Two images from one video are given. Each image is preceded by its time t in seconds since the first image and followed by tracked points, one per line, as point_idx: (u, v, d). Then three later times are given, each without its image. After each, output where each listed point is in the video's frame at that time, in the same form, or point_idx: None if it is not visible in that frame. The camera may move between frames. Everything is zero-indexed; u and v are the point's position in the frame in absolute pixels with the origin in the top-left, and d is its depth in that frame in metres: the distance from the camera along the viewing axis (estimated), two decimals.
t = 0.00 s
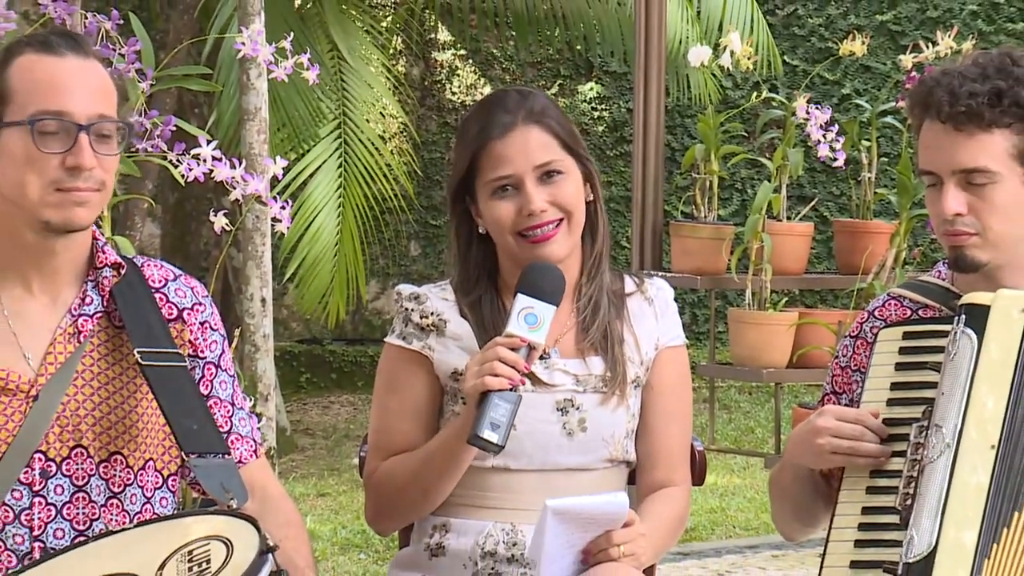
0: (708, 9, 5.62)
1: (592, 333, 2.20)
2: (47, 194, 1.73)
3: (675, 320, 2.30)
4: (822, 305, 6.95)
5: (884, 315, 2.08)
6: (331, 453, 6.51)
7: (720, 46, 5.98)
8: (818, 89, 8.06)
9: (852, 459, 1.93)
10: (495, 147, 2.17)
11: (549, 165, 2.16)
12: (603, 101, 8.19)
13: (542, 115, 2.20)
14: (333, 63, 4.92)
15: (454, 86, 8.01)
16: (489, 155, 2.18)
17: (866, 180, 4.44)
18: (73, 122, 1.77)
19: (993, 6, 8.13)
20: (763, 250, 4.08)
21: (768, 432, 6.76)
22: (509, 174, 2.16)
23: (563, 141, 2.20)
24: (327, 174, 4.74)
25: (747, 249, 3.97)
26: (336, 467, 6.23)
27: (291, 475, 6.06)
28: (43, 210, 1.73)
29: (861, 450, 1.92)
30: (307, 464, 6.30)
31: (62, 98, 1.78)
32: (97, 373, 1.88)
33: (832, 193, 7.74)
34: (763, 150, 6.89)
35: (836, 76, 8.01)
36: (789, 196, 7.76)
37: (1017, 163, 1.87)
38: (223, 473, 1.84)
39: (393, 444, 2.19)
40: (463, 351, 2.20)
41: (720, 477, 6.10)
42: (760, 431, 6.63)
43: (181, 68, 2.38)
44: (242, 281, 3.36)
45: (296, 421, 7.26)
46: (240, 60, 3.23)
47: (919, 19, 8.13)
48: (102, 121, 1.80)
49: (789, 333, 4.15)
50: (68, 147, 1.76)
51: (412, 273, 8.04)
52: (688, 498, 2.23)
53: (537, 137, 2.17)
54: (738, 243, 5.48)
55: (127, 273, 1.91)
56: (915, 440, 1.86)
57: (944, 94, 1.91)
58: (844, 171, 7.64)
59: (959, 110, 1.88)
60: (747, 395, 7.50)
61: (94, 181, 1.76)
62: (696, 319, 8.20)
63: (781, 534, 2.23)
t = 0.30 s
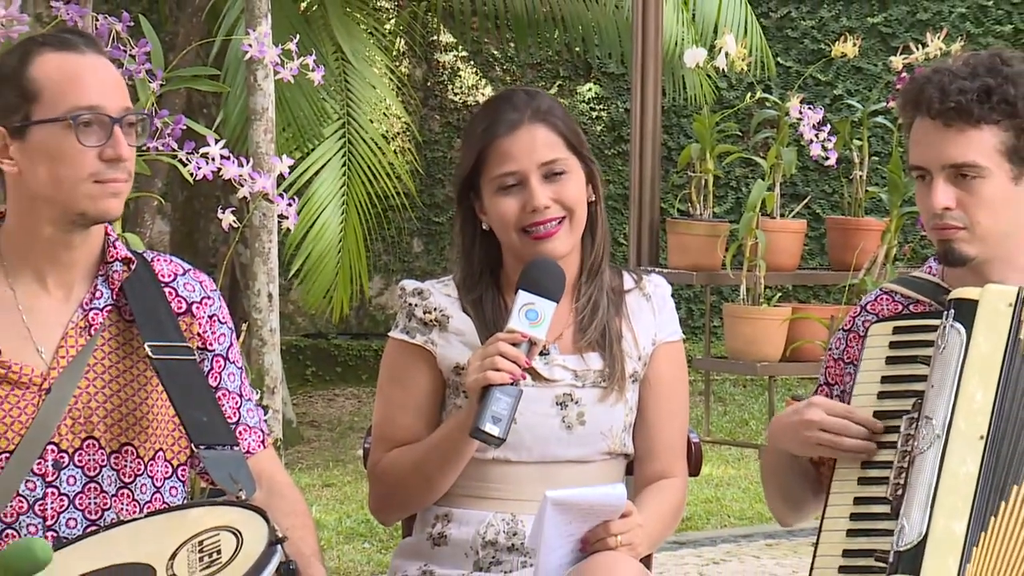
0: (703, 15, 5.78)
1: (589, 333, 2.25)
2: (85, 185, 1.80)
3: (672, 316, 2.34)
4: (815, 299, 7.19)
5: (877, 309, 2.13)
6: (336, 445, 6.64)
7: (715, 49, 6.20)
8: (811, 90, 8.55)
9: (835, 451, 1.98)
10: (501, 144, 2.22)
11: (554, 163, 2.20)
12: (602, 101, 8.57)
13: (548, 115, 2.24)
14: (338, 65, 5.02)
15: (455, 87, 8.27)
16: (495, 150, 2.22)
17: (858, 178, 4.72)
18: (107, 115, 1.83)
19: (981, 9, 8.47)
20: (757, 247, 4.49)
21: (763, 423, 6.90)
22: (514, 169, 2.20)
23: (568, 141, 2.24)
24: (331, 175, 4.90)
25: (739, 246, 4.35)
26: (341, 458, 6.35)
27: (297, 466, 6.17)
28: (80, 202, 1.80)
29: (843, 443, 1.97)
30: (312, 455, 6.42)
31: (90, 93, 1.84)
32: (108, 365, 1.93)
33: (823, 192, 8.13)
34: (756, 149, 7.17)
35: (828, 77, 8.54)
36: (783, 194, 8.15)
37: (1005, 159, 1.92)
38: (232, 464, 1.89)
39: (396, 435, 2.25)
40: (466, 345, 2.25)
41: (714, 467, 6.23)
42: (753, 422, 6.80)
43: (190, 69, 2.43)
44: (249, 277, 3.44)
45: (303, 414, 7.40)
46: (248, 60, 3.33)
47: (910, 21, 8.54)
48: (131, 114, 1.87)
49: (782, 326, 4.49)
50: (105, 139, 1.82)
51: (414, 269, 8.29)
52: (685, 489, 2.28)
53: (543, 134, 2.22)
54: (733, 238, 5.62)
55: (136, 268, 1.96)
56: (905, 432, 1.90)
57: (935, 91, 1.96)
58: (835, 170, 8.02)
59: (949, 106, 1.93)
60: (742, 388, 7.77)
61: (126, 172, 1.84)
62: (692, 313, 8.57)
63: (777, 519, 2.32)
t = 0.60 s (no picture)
0: (698, 17, 6.06)
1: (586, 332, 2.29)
2: (104, 187, 1.86)
3: (667, 310, 2.40)
4: (807, 295, 7.42)
5: (872, 300, 2.19)
6: (341, 437, 6.78)
7: (710, 51, 6.40)
8: (805, 91, 8.76)
9: (823, 423, 2.07)
10: (510, 137, 2.27)
11: (559, 158, 2.25)
12: (599, 101, 8.73)
13: (555, 112, 2.30)
14: (342, 66, 5.33)
15: (458, 89, 8.59)
16: (503, 143, 2.28)
17: (849, 177, 4.88)
18: (127, 119, 1.90)
19: (970, 11, 8.64)
20: (752, 243, 4.60)
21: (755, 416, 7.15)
22: (519, 161, 2.25)
23: (575, 139, 2.30)
24: (333, 173, 5.19)
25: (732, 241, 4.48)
26: (345, 450, 6.48)
27: (303, 458, 6.30)
28: (101, 203, 1.87)
29: (834, 415, 2.06)
30: (318, 447, 6.56)
31: (111, 98, 1.90)
32: (120, 360, 1.99)
33: (816, 190, 8.34)
34: (751, 149, 7.41)
35: (820, 78, 8.67)
36: (776, 193, 8.38)
37: (995, 156, 1.97)
38: (239, 456, 1.94)
39: (395, 423, 2.29)
40: (465, 336, 2.30)
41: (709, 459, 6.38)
42: (747, 414, 6.98)
43: (199, 71, 2.49)
44: (256, 273, 3.52)
45: (309, 408, 7.56)
46: (254, 62, 3.34)
47: (901, 23, 8.77)
48: (149, 118, 1.94)
49: (775, 321, 4.66)
50: (125, 142, 1.89)
51: (417, 265, 8.52)
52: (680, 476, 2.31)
53: (549, 130, 2.28)
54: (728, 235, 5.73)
55: (149, 266, 2.01)
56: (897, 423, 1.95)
57: (926, 88, 2.00)
58: (827, 169, 8.25)
59: (940, 103, 1.98)
60: (736, 381, 7.99)
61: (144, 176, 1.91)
62: (687, 310, 8.79)
63: (763, 500, 2.44)
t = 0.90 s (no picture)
0: (694, 18, 6.15)
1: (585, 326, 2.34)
2: (119, 183, 1.93)
3: (662, 301, 2.45)
4: (800, 288, 7.55)
5: (863, 294, 2.24)
6: (345, 427, 6.89)
7: (705, 50, 6.51)
8: (797, 89, 8.86)
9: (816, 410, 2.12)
10: (501, 133, 2.33)
11: (551, 154, 2.30)
12: (596, 99, 8.83)
13: (549, 109, 2.35)
14: (345, 64, 5.47)
15: (459, 87, 8.65)
16: (495, 138, 2.33)
17: (840, 173, 4.99)
18: (141, 116, 1.96)
19: (959, 12, 8.70)
20: (746, 238, 4.75)
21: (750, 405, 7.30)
22: (513, 157, 2.30)
23: (567, 135, 2.35)
24: (336, 169, 5.31)
25: (726, 235, 4.57)
26: (349, 440, 6.59)
27: (308, 447, 6.41)
28: (115, 200, 1.93)
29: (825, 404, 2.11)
30: (322, 437, 6.67)
31: (125, 96, 1.96)
32: (131, 352, 2.04)
33: (808, 186, 8.45)
34: (745, 146, 7.53)
35: (812, 76, 8.82)
36: (769, 189, 8.51)
37: (983, 151, 2.03)
38: (246, 445, 2.00)
39: (397, 420, 2.35)
40: (464, 335, 2.36)
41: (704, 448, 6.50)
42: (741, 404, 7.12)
43: (205, 69, 2.54)
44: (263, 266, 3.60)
45: (314, 398, 7.69)
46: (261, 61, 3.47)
47: (891, 23, 8.83)
48: (163, 116, 1.99)
49: (768, 314, 4.75)
50: (140, 140, 1.94)
51: (419, 260, 8.65)
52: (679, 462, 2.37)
53: (539, 125, 2.33)
54: (724, 231, 5.82)
55: (160, 260, 2.07)
56: (887, 413, 1.99)
57: (914, 85, 2.06)
58: (818, 165, 8.36)
59: (929, 99, 2.03)
60: (730, 371, 8.13)
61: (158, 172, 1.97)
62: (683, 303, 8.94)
63: (758, 488, 2.49)
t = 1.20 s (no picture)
0: (690, 20, 6.28)
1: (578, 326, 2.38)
2: (132, 180, 1.98)
3: (657, 298, 2.50)
4: (793, 285, 7.68)
5: (853, 291, 2.29)
6: (349, 419, 6.98)
7: (699, 52, 6.63)
8: (790, 91, 9.05)
9: (809, 407, 2.17)
10: (501, 130, 2.38)
11: (549, 152, 2.36)
12: (594, 101, 8.87)
13: (547, 108, 2.40)
14: (348, 67, 5.61)
15: (460, 88, 8.75)
16: (494, 136, 2.38)
17: (832, 172, 5.10)
18: (155, 115, 2.01)
19: (948, 15, 8.94)
20: (741, 235, 4.82)
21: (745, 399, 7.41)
22: (512, 153, 2.36)
23: (565, 134, 2.40)
24: (339, 169, 5.45)
25: (721, 234, 4.72)
26: (353, 432, 6.68)
27: (312, 439, 6.51)
28: (129, 196, 1.99)
29: (818, 400, 2.16)
30: (327, 428, 6.76)
31: (141, 95, 2.01)
32: (144, 346, 2.09)
33: (801, 185, 8.60)
34: (739, 145, 7.67)
35: (805, 78, 8.95)
36: (763, 188, 8.67)
37: (964, 146, 2.10)
38: (253, 438, 2.06)
39: (400, 418, 2.40)
40: (465, 334, 2.39)
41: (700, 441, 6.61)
42: (737, 397, 7.23)
43: (212, 71, 2.59)
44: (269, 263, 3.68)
45: (319, 391, 7.79)
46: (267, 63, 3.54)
47: (882, 26, 9.04)
48: (177, 116, 2.05)
49: (762, 310, 4.82)
50: (154, 138, 2.00)
51: (422, 257, 8.78)
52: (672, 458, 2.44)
53: (536, 123, 2.38)
54: (718, 228, 5.93)
55: (172, 257, 2.12)
56: (877, 406, 2.04)
57: (895, 85, 2.14)
58: (812, 165, 8.54)
59: (909, 98, 2.11)
60: (725, 365, 8.25)
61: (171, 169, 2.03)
62: (679, 298, 9.09)
63: (752, 483, 2.55)
